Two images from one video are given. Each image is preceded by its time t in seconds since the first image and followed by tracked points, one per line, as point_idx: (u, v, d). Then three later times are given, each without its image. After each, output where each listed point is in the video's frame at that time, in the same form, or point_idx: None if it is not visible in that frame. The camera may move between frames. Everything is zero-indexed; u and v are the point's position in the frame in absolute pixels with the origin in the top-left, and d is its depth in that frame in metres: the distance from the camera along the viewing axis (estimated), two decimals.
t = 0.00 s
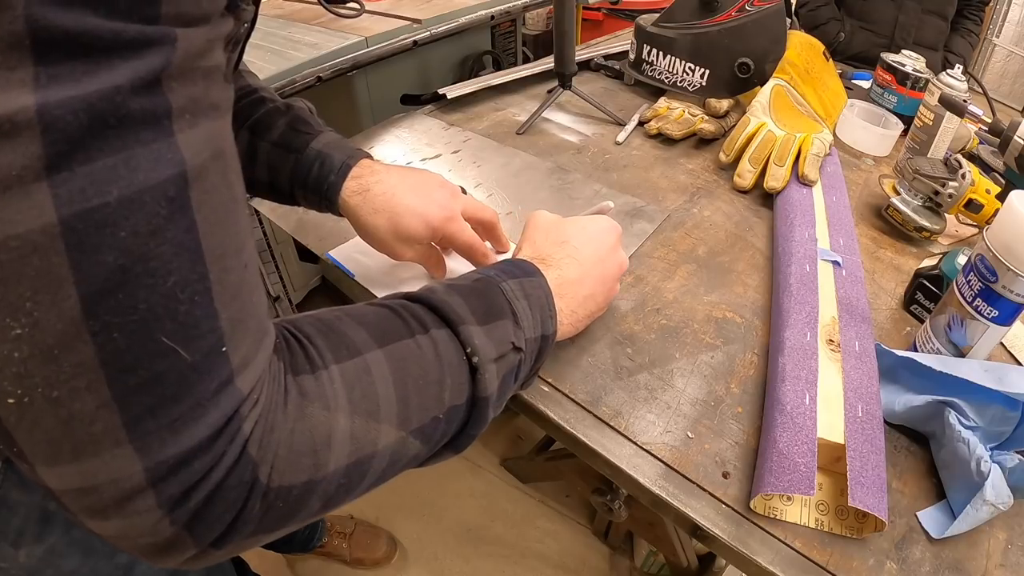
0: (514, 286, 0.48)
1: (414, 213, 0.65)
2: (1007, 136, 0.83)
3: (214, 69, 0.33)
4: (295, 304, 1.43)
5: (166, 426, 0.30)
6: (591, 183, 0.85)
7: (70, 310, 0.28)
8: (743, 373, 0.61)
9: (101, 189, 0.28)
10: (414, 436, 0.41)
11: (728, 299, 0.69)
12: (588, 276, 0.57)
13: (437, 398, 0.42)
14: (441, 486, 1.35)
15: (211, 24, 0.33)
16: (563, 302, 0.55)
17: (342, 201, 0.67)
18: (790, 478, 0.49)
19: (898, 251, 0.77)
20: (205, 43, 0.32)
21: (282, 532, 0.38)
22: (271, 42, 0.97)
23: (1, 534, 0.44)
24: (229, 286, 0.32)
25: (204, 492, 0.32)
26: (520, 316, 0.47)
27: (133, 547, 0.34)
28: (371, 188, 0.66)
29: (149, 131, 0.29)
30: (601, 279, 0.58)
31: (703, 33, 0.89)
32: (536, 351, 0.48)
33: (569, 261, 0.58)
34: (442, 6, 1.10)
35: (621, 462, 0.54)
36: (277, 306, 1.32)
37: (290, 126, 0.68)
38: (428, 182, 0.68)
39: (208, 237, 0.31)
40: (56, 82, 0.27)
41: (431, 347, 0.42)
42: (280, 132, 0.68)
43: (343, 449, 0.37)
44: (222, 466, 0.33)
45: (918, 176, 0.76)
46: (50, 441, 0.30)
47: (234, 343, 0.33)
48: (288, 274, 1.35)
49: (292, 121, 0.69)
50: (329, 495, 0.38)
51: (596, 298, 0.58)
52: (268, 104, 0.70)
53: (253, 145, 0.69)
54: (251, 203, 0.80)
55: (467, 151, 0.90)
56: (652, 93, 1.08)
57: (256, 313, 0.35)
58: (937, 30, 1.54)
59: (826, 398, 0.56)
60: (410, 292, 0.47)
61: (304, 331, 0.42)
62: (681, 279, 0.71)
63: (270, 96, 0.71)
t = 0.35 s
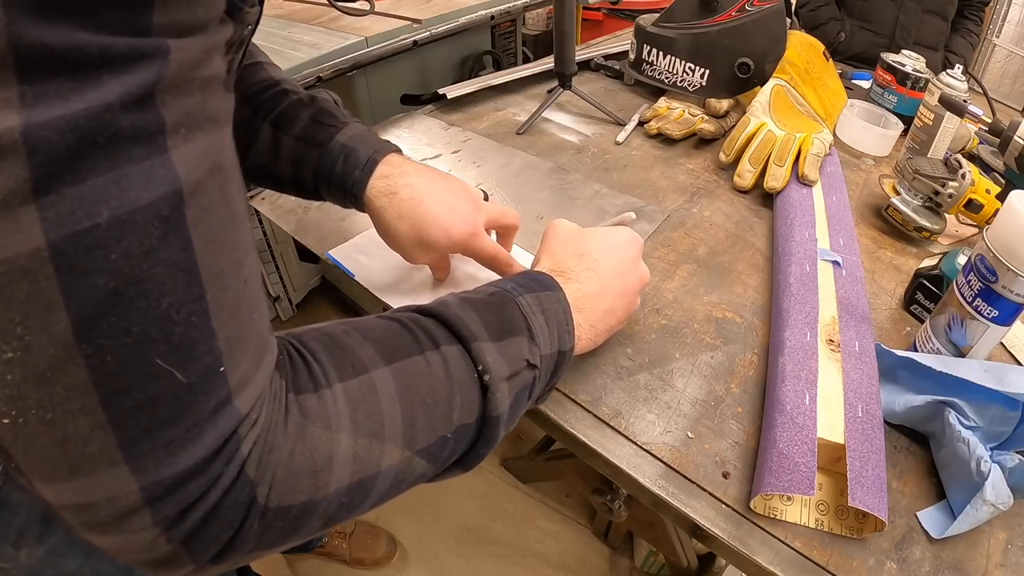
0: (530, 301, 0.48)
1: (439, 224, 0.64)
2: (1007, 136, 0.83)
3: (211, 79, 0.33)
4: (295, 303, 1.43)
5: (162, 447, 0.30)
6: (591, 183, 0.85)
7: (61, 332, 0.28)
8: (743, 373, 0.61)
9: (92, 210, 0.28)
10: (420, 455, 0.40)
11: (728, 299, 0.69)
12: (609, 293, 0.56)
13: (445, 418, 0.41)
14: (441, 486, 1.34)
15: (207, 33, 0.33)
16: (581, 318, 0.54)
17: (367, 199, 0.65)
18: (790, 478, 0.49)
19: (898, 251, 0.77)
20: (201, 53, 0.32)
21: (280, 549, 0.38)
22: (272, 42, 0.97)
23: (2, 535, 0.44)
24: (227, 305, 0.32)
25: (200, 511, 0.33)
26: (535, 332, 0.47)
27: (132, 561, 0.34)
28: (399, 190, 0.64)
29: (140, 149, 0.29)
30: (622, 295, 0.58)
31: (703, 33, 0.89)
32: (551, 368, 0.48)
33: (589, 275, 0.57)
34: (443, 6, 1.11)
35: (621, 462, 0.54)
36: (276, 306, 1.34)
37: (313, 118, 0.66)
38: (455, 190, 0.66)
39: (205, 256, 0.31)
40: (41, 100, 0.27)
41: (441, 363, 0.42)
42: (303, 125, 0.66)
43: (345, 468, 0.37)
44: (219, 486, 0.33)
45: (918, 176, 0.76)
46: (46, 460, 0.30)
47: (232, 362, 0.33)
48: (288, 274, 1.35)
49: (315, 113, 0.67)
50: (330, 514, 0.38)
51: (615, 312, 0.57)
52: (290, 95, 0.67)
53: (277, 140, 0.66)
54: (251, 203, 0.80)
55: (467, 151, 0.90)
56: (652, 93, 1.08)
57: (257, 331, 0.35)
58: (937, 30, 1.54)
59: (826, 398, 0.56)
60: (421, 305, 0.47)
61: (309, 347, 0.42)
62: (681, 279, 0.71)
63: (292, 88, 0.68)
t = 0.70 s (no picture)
0: (541, 311, 0.48)
1: (461, 229, 0.62)
2: (1007, 136, 0.83)
3: (205, 95, 0.33)
4: (295, 303, 1.43)
5: (162, 464, 0.30)
6: (591, 183, 0.85)
7: (59, 357, 0.28)
8: (743, 373, 0.61)
9: (85, 238, 0.27)
10: (423, 469, 0.40)
11: (728, 299, 0.69)
12: (623, 302, 0.56)
13: (449, 432, 0.41)
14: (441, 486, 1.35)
15: (200, 50, 0.33)
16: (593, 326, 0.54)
17: (393, 195, 0.64)
18: (790, 478, 0.49)
19: (898, 251, 0.77)
20: (193, 72, 0.32)
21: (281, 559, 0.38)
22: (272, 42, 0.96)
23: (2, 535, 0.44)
24: (225, 324, 0.32)
25: (201, 524, 0.33)
26: (545, 343, 0.47)
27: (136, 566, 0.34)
28: (425, 191, 0.63)
29: (134, 173, 0.29)
30: (636, 302, 0.58)
31: (703, 33, 0.89)
32: (561, 379, 0.48)
33: (603, 283, 0.56)
34: (443, 6, 1.11)
35: (621, 462, 0.54)
36: (276, 306, 1.34)
37: (338, 111, 0.66)
38: (482, 197, 0.65)
39: (201, 277, 0.31)
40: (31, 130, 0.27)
41: (446, 375, 0.42)
42: (328, 118, 0.66)
43: (345, 484, 0.37)
44: (219, 502, 0.33)
45: (918, 175, 0.76)
46: (50, 475, 0.30)
47: (231, 381, 0.33)
48: (288, 274, 1.35)
49: (340, 106, 0.66)
50: (329, 527, 0.38)
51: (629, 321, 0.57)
52: (315, 87, 0.67)
53: (301, 133, 0.67)
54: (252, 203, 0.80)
55: (467, 151, 0.90)
56: (652, 93, 1.08)
57: (255, 349, 0.35)
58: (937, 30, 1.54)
59: (826, 398, 0.56)
60: (429, 315, 0.47)
61: (313, 361, 0.41)
62: (681, 279, 0.71)
63: (319, 78, 0.68)
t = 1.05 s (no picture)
0: (554, 323, 0.49)
1: (473, 228, 0.64)
2: (1007, 136, 0.83)
3: (208, 108, 0.33)
4: (295, 302, 1.43)
5: (165, 478, 0.31)
6: (592, 183, 0.85)
7: (62, 375, 0.28)
8: (743, 373, 0.61)
9: (86, 257, 0.27)
10: (427, 482, 0.40)
11: (728, 299, 0.69)
12: (638, 313, 0.56)
13: (455, 446, 0.41)
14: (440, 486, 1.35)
15: (203, 63, 0.32)
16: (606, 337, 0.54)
17: (407, 192, 0.65)
18: (790, 478, 0.49)
19: (898, 251, 0.77)
20: (195, 86, 0.32)
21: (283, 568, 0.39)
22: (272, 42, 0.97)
23: (3, 536, 0.44)
24: (228, 339, 0.32)
25: (203, 537, 0.33)
26: (556, 356, 0.47)
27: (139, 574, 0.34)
28: (440, 190, 0.65)
29: (135, 191, 0.29)
30: (653, 313, 0.58)
31: (703, 33, 0.89)
32: (572, 391, 0.49)
33: (617, 294, 0.56)
34: (443, 6, 1.11)
35: (621, 462, 0.54)
36: (276, 306, 1.34)
37: (351, 109, 0.66)
38: (495, 199, 0.67)
39: (204, 293, 0.31)
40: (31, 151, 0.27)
41: (454, 388, 0.42)
42: (341, 115, 0.66)
43: (347, 498, 0.37)
44: (222, 514, 0.33)
45: (918, 175, 0.76)
46: (56, 487, 0.31)
47: (234, 396, 0.33)
48: (288, 274, 1.35)
49: (355, 104, 0.66)
50: (331, 538, 0.38)
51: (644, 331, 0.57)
52: (326, 84, 0.67)
53: (314, 131, 0.66)
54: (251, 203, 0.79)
55: (467, 151, 0.90)
56: (652, 93, 1.08)
57: (257, 362, 0.34)
58: (938, 31, 1.54)
59: (826, 398, 0.56)
60: (438, 325, 0.47)
61: (319, 372, 0.41)
62: (681, 279, 0.71)
63: (329, 76, 0.68)
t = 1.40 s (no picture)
0: (565, 343, 0.48)
1: (473, 229, 0.64)
2: (1007, 136, 0.83)
3: (209, 118, 0.33)
4: (296, 302, 1.44)
5: (164, 486, 0.31)
6: (591, 183, 0.85)
7: (60, 387, 0.28)
8: (743, 373, 0.61)
9: (85, 269, 0.27)
10: (428, 499, 0.40)
11: (728, 299, 0.69)
12: (654, 335, 0.55)
13: (459, 464, 0.41)
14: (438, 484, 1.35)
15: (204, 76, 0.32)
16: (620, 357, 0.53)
17: (408, 190, 0.65)
18: (790, 478, 0.49)
19: (898, 251, 0.77)
20: (196, 97, 0.31)
21: None
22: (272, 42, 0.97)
23: (3, 537, 0.44)
24: (228, 350, 0.32)
25: (200, 543, 0.33)
26: (567, 378, 0.47)
27: None
28: (440, 190, 0.65)
29: (134, 203, 0.29)
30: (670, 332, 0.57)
31: (703, 33, 0.89)
32: (580, 412, 0.48)
33: (633, 316, 0.55)
34: (443, 6, 1.11)
35: (621, 462, 0.54)
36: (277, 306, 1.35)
37: (352, 109, 0.66)
38: (495, 199, 0.67)
39: (203, 303, 0.31)
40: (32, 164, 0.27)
41: (461, 407, 0.42)
42: (342, 115, 0.65)
43: (346, 513, 0.37)
44: (219, 523, 0.33)
45: (917, 175, 0.76)
46: (54, 493, 0.31)
47: (234, 407, 0.33)
48: (288, 274, 1.35)
49: (355, 103, 0.66)
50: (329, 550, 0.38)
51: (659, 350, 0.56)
52: (326, 85, 0.67)
53: (314, 130, 0.66)
54: (251, 203, 0.79)
55: (467, 151, 0.90)
56: (652, 93, 1.08)
57: (258, 371, 0.35)
58: (941, 33, 1.54)
59: (826, 398, 0.56)
60: (448, 340, 0.47)
61: (325, 388, 0.41)
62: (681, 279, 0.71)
63: (330, 75, 0.68)
